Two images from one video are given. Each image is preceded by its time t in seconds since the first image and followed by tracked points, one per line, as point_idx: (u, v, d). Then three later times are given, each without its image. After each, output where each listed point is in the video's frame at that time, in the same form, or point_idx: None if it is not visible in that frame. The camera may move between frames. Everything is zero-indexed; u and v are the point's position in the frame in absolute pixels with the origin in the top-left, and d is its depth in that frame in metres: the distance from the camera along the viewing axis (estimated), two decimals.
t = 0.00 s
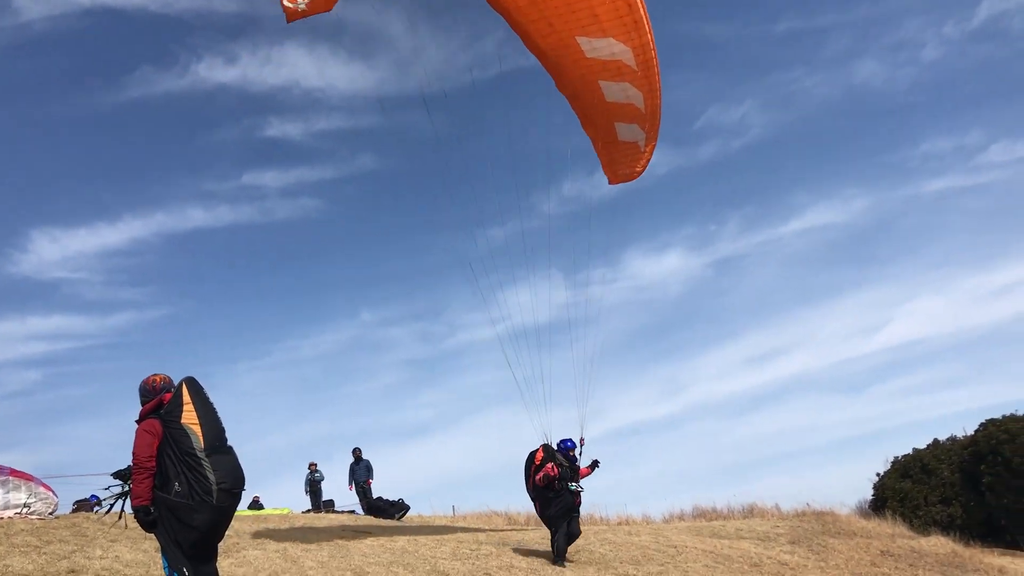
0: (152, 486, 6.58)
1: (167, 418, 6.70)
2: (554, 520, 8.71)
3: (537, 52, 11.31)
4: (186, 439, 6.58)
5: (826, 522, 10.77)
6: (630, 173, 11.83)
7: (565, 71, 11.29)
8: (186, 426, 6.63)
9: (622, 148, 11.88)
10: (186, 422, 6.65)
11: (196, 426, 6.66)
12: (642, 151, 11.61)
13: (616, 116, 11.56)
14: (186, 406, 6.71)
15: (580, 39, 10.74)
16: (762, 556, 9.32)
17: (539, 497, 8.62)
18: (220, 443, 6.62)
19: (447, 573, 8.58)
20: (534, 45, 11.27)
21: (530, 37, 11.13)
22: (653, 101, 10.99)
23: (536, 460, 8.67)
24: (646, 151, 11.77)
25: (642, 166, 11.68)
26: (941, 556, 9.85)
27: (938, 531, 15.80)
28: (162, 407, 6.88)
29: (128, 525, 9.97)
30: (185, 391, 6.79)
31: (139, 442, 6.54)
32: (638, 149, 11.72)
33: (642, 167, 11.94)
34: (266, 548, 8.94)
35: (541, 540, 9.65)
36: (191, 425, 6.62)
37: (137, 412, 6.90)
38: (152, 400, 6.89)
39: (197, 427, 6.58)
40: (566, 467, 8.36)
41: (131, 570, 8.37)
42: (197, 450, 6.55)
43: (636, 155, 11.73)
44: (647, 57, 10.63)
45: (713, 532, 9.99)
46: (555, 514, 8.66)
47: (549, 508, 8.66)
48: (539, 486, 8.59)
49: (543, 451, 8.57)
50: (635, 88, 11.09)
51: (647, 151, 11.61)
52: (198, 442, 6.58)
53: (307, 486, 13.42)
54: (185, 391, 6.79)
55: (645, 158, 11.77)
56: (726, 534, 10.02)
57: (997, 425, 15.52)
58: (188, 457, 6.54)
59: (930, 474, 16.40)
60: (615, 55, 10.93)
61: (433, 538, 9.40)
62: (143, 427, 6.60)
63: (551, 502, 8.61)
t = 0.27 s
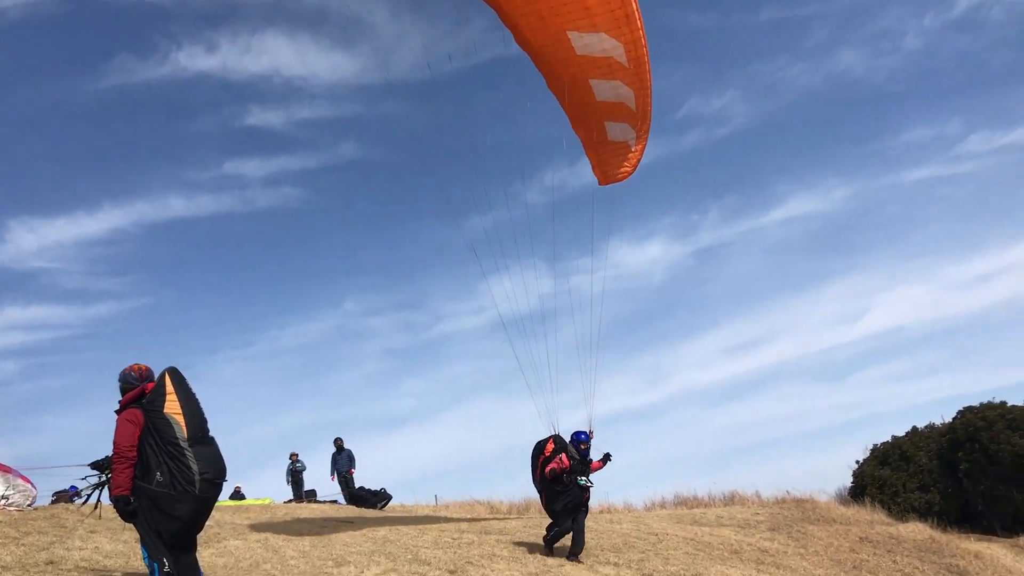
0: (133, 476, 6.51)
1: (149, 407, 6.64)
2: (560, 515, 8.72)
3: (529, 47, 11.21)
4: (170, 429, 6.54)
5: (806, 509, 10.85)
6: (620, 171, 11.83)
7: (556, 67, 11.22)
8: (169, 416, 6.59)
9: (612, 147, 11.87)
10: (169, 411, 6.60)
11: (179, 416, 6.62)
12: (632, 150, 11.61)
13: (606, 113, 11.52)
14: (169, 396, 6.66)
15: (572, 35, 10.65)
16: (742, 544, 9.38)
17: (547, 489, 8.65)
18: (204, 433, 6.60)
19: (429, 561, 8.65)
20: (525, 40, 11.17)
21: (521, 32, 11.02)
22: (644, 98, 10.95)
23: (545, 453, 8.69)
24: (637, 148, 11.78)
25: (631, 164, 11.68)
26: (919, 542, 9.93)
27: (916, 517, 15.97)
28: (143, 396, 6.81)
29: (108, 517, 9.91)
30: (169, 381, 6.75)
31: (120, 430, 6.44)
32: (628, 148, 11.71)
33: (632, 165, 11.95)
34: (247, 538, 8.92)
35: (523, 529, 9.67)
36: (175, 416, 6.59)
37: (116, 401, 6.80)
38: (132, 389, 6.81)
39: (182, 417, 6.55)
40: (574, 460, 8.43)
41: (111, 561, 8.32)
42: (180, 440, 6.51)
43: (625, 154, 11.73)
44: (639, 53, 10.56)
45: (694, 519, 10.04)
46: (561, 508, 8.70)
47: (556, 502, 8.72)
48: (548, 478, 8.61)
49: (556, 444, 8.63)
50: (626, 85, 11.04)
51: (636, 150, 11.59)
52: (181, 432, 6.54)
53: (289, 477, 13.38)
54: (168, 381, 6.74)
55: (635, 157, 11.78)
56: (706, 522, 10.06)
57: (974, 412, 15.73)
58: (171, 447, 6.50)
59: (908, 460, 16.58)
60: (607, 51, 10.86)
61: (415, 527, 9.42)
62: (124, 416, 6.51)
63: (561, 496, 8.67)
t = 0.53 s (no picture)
0: (106, 465, 6.44)
1: (124, 396, 6.57)
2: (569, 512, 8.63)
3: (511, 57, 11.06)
4: (145, 418, 6.48)
5: (779, 496, 10.96)
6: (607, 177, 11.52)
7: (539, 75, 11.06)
8: (144, 406, 6.53)
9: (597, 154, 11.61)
10: (145, 401, 6.54)
11: (154, 405, 6.56)
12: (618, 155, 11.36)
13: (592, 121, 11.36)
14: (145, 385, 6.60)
15: (555, 37, 10.56)
16: (716, 532, 9.47)
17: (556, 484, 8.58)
18: (179, 423, 6.55)
19: (404, 550, 8.69)
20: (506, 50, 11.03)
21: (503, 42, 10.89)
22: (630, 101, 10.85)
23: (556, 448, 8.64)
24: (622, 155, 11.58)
25: (618, 170, 11.39)
26: (890, 528, 10.07)
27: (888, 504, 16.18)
28: (118, 385, 6.74)
29: (79, 508, 9.83)
30: (144, 370, 6.68)
31: (94, 419, 6.38)
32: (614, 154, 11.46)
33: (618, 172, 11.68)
34: (221, 529, 8.90)
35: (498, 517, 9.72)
36: (150, 405, 6.52)
37: (88, 390, 6.72)
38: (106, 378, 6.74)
39: (157, 406, 6.49)
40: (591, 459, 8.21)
41: (82, 553, 8.26)
42: (155, 429, 6.46)
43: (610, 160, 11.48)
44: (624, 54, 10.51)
45: (668, 507, 10.13)
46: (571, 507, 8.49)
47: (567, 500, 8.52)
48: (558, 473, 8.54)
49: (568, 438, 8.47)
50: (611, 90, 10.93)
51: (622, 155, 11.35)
52: (157, 422, 6.48)
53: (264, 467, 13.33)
54: (144, 370, 6.67)
55: (621, 163, 11.53)
56: (681, 509, 10.15)
57: (945, 400, 16.02)
58: (146, 437, 6.45)
59: (880, 448, 16.79)
60: (590, 55, 10.78)
61: (390, 517, 9.44)
62: (98, 405, 6.44)
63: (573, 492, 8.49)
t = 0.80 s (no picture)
0: (65, 455, 6.34)
1: (84, 385, 6.47)
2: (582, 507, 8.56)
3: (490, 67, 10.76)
4: (106, 408, 6.38)
5: (741, 481, 11.09)
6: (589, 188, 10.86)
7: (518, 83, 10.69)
8: (105, 395, 6.43)
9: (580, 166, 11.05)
10: (106, 391, 6.44)
11: (116, 395, 6.46)
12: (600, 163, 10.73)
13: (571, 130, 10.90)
14: (106, 374, 6.49)
15: (532, 43, 10.20)
16: (679, 519, 9.59)
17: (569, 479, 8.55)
18: (141, 413, 6.46)
19: (368, 539, 8.73)
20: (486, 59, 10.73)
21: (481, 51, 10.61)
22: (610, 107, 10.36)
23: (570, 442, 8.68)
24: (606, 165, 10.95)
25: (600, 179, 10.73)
26: (850, 513, 10.25)
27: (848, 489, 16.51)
28: (78, 374, 6.63)
29: (38, 501, 9.70)
30: (106, 359, 6.57)
31: (53, 409, 6.28)
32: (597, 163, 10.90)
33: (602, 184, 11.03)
34: (183, 519, 8.84)
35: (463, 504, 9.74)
36: (111, 395, 6.43)
37: (47, 379, 6.60)
38: (66, 368, 6.63)
39: (117, 396, 6.39)
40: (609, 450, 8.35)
41: (40, 546, 8.15)
42: (117, 420, 6.37)
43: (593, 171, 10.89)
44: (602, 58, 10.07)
45: (632, 494, 10.21)
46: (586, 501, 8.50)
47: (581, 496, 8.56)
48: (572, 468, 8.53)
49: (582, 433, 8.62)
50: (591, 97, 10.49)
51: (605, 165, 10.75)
52: (118, 412, 6.39)
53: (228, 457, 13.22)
54: (105, 359, 6.56)
55: (604, 173, 10.88)
56: (645, 495, 10.25)
57: (904, 386, 16.35)
58: (107, 427, 6.36)
59: (841, 433, 17.06)
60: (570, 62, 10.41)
61: (355, 506, 9.42)
62: (57, 394, 6.35)
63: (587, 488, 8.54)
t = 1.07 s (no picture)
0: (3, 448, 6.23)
1: (21, 377, 6.33)
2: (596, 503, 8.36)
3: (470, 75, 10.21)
4: (43, 400, 6.26)
5: (693, 468, 11.26)
6: (576, 199, 10.33)
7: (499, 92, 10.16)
8: (43, 387, 6.30)
9: (566, 175, 10.52)
10: (43, 382, 6.31)
11: (54, 387, 6.33)
12: (586, 172, 10.22)
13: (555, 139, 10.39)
14: (43, 365, 6.36)
15: (510, 50, 9.64)
16: (631, 507, 9.79)
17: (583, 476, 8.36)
18: (80, 404, 6.34)
19: (320, 529, 8.71)
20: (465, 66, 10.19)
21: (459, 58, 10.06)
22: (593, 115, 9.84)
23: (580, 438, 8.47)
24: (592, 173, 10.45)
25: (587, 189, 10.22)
26: (799, 497, 10.45)
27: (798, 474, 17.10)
28: (16, 365, 6.49)
29: None
30: (43, 350, 6.43)
31: None
32: (583, 172, 10.38)
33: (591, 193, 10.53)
34: (133, 511, 8.73)
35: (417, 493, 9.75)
36: (48, 386, 6.30)
37: None
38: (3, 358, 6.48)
39: (55, 387, 6.27)
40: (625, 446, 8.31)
41: None
42: (54, 412, 6.25)
43: (579, 180, 10.37)
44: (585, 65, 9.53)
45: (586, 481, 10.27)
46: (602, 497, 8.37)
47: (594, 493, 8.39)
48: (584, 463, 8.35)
49: (592, 427, 8.46)
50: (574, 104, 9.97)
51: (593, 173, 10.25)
52: (56, 403, 6.27)
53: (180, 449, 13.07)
54: (43, 349, 6.42)
55: (592, 182, 10.38)
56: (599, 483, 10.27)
57: (852, 374, 16.83)
58: (45, 419, 6.24)
59: (792, 420, 17.67)
60: (550, 68, 9.87)
61: (308, 496, 9.38)
62: None
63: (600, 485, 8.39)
